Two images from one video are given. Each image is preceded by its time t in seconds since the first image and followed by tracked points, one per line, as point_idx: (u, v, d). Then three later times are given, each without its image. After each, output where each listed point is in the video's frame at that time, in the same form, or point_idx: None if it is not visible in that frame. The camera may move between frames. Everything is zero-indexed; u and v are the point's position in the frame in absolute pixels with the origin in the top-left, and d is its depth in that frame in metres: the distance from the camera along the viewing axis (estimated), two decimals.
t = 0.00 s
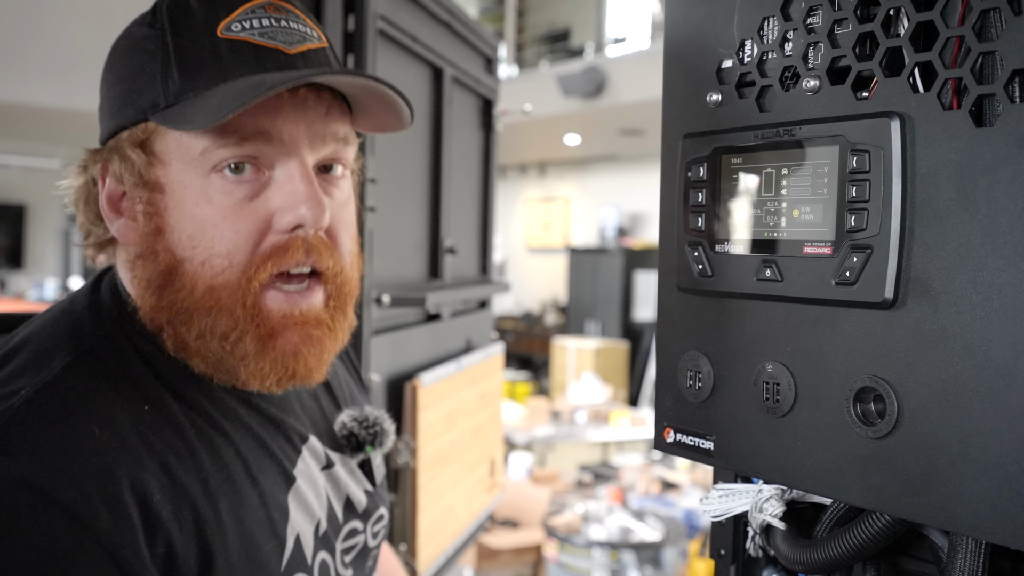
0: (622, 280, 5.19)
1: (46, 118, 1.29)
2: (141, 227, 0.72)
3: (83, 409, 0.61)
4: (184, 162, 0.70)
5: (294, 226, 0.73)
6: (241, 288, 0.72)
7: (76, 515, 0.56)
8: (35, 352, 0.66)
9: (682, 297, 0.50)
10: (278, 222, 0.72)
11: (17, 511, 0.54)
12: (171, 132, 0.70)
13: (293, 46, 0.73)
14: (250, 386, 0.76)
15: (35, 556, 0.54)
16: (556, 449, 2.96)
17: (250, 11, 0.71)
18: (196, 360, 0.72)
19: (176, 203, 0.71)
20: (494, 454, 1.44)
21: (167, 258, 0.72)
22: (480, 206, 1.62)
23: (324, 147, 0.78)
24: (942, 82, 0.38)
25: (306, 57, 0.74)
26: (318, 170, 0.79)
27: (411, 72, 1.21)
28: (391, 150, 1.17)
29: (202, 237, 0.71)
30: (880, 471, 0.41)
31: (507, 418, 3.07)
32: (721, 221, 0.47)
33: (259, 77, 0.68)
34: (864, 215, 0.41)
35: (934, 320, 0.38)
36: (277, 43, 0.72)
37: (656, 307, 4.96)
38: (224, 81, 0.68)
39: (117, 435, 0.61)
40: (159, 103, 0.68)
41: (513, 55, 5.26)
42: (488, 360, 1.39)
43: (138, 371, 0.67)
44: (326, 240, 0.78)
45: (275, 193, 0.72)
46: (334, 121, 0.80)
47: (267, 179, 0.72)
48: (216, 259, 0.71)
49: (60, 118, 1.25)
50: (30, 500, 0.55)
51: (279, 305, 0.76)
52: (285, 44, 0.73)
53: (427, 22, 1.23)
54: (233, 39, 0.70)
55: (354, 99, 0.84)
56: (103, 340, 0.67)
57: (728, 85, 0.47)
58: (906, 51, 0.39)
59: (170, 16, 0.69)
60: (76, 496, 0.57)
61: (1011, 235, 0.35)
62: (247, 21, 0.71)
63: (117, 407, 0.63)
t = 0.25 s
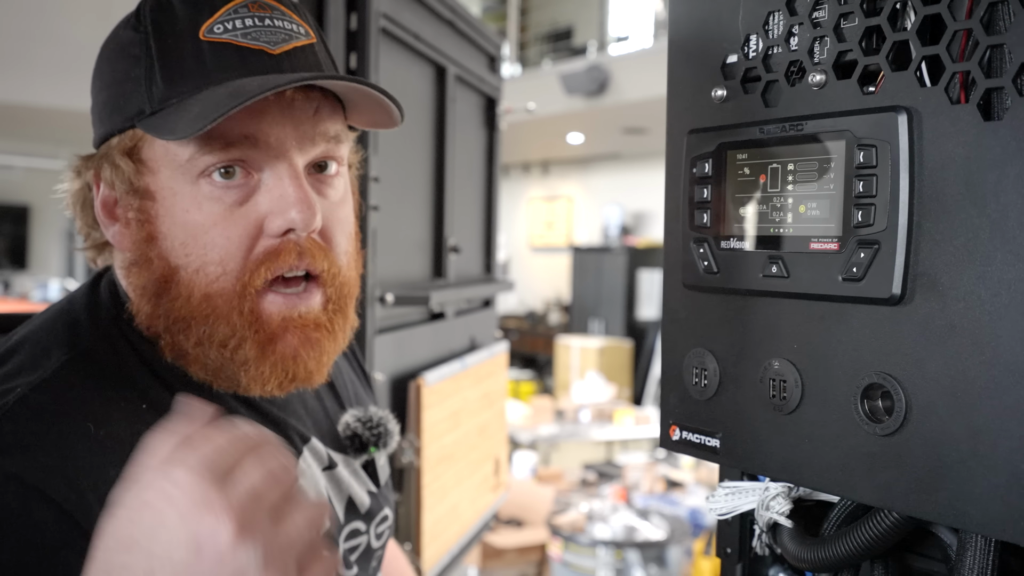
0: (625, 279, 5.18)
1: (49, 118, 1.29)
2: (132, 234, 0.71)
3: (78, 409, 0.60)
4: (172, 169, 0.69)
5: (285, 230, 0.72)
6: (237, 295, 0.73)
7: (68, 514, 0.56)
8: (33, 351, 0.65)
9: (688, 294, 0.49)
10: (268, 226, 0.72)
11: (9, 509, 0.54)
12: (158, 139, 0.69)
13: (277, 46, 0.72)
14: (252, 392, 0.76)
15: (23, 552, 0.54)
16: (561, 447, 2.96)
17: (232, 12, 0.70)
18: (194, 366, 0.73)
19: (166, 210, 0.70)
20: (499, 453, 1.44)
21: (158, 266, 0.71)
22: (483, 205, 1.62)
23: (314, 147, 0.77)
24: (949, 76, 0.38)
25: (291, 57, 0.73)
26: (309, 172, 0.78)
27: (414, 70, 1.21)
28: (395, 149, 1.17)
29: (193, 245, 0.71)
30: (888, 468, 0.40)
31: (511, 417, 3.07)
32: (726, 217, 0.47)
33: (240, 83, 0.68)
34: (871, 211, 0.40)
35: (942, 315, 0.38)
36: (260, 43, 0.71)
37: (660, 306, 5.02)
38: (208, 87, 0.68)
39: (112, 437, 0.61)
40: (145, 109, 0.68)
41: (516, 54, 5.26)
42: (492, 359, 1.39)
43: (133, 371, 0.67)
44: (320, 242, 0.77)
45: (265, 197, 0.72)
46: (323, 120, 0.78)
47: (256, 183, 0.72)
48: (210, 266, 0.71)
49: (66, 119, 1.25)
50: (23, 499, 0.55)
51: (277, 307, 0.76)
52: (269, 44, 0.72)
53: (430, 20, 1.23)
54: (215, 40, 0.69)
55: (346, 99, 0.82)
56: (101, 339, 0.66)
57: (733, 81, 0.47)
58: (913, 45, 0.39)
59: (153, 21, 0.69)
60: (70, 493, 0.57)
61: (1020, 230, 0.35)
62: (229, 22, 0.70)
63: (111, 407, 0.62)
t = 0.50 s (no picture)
0: (630, 278, 5.17)
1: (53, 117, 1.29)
2: (131, 235, 0.71)
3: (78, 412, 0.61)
4: (172, 170, 0.69)
5: (286, 233, 0.72)
6: (238, 296, 0.72)
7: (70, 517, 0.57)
8: (32, 351, 0.65)
9: (694, 293, 0.49)
10: (269, 229, 0.72)
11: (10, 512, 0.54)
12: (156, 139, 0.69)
13: (277, 46, 0.73)
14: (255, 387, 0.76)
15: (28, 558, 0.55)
16: (565, 447, 2.95)
17: (233, 12, 0.70)
18: (196, 367, 0.72)
19: (165, 211, 0.70)
20: (504, 452, 1.44)
21: (157, 267, 0.71)
22: (488, 204, 1.62)
23: (315, 148, 0.77)
24: (959, 72, 0.37)
25: (292, 58, 0.73)
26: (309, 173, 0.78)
27: (418, 69, 1.21)
28: (398, 148, 1.17)
29: (193, 246, 0.70)
30: (896, 468, 0.40)
31: (516, 416, 3.07)
32: (732, 215, 0.47)
33: (241, 84, 0.68)
34: (880, 209, 0.40)
35: (952, 315, 0.37)
36: (262, 44, 0.72)
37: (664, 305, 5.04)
38: (208, 89, 0.68)
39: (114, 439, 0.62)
40: (143, 109, 0.68)
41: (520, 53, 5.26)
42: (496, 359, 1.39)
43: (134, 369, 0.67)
44: (321, 244, 0.77)
45: (266, 199, 0.72)
46: (324, 121, 0.78)
47: (256, 184, 0.72)
48: (210, 267, 0.71)
49: (68, 121, 1.24)
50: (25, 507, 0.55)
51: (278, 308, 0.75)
52: (269, 45, 0.72)
53: (434, 18, 1.23)
54: (216, 41, 0.69)
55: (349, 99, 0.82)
56: (101, 338, 0.66)
57: (740, 78, 0.46)
58: (922, 41, 0.39)
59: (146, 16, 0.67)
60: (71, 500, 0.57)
61: None
62: (230, 22, 0.70)
63: (112, 408, 0.63)
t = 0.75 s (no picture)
0: (638, 279, 5.16)
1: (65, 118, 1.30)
2: (138, 227, 0.71)
3: (84, 416, 0.60)
4: (179, 160, 0.69)
5: (296, 217, 0.72)
6: (249, 283, 0.72)
7: (76, 526, 0.55)
8: (37, 360, 0.65)
9: (704, 295, 0.49)
10: (279, 213, 0.72)
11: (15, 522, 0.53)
12: (163, 129, 0.68)
13: (280, 32, 0.73)
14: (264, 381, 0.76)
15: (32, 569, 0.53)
16: (573, 448, 2.95)
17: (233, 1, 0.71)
18: (206, 357, 0.71)
19: (173, 202, 0.70)
20: (512, 453, 1.44)
21: (167, 257, 0.70)
22: (497, 204, 1.62)
23: (319, 133, 0.77)
24: (974, 72, 0.37)
25: (293, 43, 0.73)
26: (315, 158, 0.78)
27: (427, 69, 1.21)
28: (407, 148, 1.17)
29: (204, 234, 0.70)
30: (909, 474, 0.40)
31: (524, 417, 3.07)
32: (743, 217, 0.46)
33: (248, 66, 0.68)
34: (893, 211, 0.39)
35: (966, 318, 0.37)
36: (262, 31, 0.72)
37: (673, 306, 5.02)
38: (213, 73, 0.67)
39: (120, 444, 0.61)
40: (149, 100, 0.68)
41: (530, 54, 5.26)
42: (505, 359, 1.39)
43: (141, 373, 0.67)
44: (328, 229, 0.77)
45: (274, 183, 0.72)
46: (327, 106, 0.79)
47: (264, 170, 0.72)
48: (221, 256, 0.70)
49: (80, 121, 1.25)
50: (30, 516, 0.54)
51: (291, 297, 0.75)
52: (271, 31, 0.72)
53: (443, 19, 1.23)
54: (217, 29, 0.69)
55: (348, 82, 0.83)
56: (108, 343, 0.66)
57: (751, 78, 0.46)
58: (936, 41, 0.38)
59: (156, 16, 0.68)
60: (77, 508, 0.56)
61: None
62: (231, 10, 0.70)
63: (118, 413, 0.62)
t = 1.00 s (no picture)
0: (647, 282, 5.15)
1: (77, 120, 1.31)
2: (156, 249, 0.72)
3: (93, 420, 0.60)
4: (201, 187, 0.70)
5: (320, 244, 0.73)
6: (273, 306, 0.73)
7: (87, 531, 0.55)
8: (41, 363, 0.65)
9: (712, 298, 0.49)
10: (303, 240, 0.73)
11: (25, 526, 0.53)
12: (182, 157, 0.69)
13: (304, 58, 0.73)
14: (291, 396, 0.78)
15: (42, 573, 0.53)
16: (582, 451, 2.94)
17: (255, 24, 0.70)
18: (229, 378, 0.73)
19: (194, 226, 0.71)
20: (519, 456, 1.43)
21: (191, 281, 0.72)
22: (506, 207, 1.62)
23: (342, 158, 0.78)
24: (985, 75, 0.36)
25: (319, 69, 0.74)
26: (337, 180, 0.79)
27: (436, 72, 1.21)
28: (416, 151, 1.17)
29: (227, 260, 0.72)
30: (919, 480, 0.39)
31: (532, 420, 3.06)
32: (751, 220, 0.46)
33: (281, 106, 0.68)
34: (903, 214, 0.39)
35: (977, 323, 0.37)
36: (288, 56, 0.72)
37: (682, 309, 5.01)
38: (241, 109, 0.68)
39: (129, 450, 0.61)
40: (168, 126, 0.68)
41: (539, 57, 5.26)
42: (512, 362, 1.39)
43: (147, 380, 0.67)
44: (349, 250, 0.78)
45: (297, 211, 0.73)
46: (349, 129, 0.79)
47: (287, 199, 0.72)
48: (245, 282, 0.72)
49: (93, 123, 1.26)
50: (41, 520, 0.54)
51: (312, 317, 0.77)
52: (296, 57, 0.73)
53: (452, 21, 1.23)
54: (241, 54, 0.69)
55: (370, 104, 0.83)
56: (114, 347, 0.66)
57: (760, 81, 0.46)
58: (947, 43, 0.38)
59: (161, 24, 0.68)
60: (87, 512, 0.56)
61: None
62: (254, 34, 0.70)
63: (126, 419, 0.63)
